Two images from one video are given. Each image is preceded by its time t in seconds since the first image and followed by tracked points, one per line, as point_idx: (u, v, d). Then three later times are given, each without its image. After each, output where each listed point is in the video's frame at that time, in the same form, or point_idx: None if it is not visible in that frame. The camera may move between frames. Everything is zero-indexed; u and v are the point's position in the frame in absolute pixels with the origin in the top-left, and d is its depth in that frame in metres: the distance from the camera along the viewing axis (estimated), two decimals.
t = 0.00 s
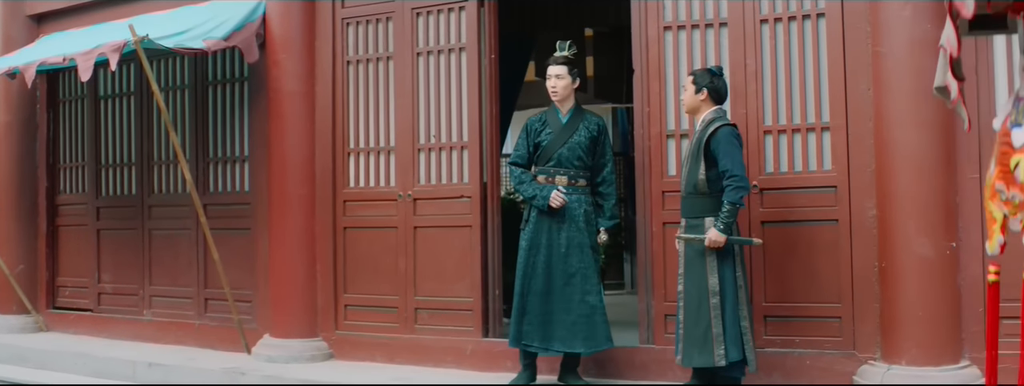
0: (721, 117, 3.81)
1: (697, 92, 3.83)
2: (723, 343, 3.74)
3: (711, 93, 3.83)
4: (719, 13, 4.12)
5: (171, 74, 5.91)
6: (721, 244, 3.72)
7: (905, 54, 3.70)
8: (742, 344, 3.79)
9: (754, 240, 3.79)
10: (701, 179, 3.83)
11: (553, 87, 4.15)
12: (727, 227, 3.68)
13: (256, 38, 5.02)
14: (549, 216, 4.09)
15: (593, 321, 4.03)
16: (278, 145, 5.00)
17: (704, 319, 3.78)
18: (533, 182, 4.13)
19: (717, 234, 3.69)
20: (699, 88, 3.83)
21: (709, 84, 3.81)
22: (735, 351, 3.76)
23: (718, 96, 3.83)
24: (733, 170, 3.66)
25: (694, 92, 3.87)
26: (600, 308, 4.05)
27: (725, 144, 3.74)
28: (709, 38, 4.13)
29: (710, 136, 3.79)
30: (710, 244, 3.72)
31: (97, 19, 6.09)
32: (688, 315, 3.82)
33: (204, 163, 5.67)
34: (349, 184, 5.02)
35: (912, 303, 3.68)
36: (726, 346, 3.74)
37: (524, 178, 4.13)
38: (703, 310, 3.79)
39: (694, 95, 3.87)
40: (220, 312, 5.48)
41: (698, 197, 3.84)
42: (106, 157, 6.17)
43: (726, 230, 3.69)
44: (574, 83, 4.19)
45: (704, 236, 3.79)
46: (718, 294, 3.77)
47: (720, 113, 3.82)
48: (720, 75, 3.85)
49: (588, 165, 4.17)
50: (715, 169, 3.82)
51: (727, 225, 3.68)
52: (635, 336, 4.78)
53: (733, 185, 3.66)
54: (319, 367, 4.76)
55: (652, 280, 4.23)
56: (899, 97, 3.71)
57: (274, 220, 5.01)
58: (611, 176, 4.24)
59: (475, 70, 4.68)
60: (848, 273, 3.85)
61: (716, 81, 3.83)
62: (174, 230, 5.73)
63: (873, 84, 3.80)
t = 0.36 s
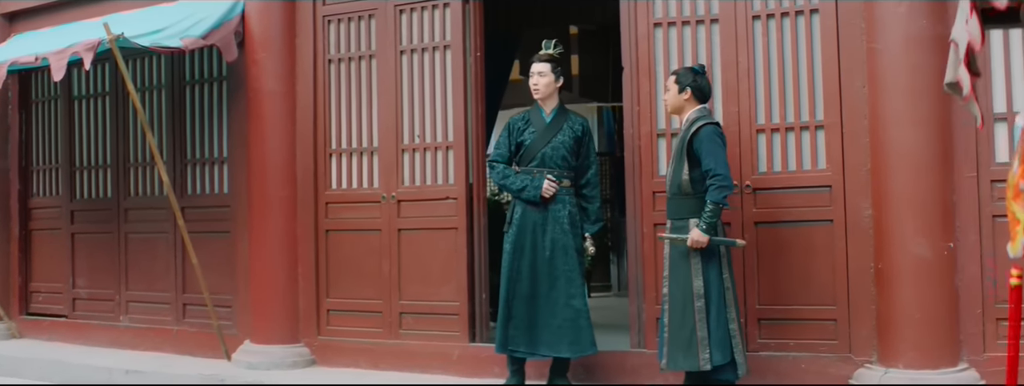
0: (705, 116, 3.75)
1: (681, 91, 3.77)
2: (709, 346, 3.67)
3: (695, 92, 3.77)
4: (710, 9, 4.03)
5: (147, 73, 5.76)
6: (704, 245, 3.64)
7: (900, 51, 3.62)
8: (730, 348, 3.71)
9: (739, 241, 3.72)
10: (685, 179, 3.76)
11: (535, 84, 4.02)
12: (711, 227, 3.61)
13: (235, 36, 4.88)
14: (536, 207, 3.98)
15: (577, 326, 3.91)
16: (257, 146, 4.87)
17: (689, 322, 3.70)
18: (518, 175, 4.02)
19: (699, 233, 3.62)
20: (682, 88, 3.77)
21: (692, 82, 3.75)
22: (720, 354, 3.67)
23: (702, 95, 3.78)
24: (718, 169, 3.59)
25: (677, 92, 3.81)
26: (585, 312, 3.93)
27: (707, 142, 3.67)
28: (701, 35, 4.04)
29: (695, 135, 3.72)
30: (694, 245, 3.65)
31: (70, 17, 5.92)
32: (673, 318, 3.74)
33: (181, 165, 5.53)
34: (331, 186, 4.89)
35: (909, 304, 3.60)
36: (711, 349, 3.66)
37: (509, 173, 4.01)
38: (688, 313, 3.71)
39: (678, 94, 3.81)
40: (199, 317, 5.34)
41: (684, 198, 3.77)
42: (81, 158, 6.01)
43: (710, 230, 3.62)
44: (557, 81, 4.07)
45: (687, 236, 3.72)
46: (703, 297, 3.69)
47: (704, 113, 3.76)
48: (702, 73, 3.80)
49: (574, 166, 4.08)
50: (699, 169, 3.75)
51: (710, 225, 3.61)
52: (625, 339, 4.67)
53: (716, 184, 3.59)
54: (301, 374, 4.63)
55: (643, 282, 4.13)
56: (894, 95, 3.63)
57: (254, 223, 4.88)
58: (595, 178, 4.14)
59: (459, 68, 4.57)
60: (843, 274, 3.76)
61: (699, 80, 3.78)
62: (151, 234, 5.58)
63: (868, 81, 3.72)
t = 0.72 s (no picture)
0: (701, 116, 3.65)
1: (674, 90, 3.67)
2: (707, 350, 3.56)
3: (688, 90, 3.68)
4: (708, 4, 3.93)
5: (127, 72, 5.61)
6: (700, 246, 3.53)
7: (903, 48, 3.54)
8: (728, 351, 3.61)
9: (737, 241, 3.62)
10: (681, 179, 3.65)
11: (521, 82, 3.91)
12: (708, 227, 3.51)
13: (219, 34, 4.73)
14: (523, 208, 3.86)
15: (570, 330, 3.81)
16: (242, 147, 4.74)
17: (686, 326, 3.60)
18: (504, 175, 3.88)
19: (695, 235, 3.50)
20: (678, 86, 3.67)
21: (686, 81, 3.65)
22: (719, 358, 3.57)
23: (696, 92, 3.68)
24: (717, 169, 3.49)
25: (671, 91, 3.70)
26: (576, 315, 3.84)
27: (704, 141, 3.57)
28: (698, 31, 3.94)
29: (690, 134, 3.62)
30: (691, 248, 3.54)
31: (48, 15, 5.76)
32: (670, 322, 3.64)
33: (164, 166, 5.39)
34: (318, 188, 4.77)
35: (913, 306, 3.52)
36: (709, 353, 3.56)
37: (494, 174, 3.87)
38: (685, 316, 3.61)
39: (672, 93, 3.70)
40: (182, 323, 5.20)
41: (680, 198, 3.66)
42: (59, 160, 5.85)
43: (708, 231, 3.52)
44: (542, 81, 3.97)
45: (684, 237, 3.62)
46: (701, 300, 3.59)
47: (699, 112, 3.67)
48: (696, 71, 3.70)
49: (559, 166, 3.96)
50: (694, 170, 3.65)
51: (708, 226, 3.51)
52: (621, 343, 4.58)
53: (712, 184, 3.49)
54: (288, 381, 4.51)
55: (639, 285, 4.04)
56: (897, 92, 3.55)
57: (238, 227, 4.75)
58: (580, 178, 4.05)
59: (450, 66, 4.45)
60: (845, 276, 3.67)
61: (693, 78, 3.68)
62: (132, 237, 5.43)
63: (869, 78, 3.64)
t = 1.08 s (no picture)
0: (700, 116, 3.54)
1: (673, 90, 3.56)
2: (710, 357, 3.47)
3: (688, 91, 3.57)
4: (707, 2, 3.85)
5: (111, 74, 5.48)
6: (704, 250, 3.44)
7: (908, 46, 3.46)
8: (732, 357, 3.51)
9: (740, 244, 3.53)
10: (681, 181, 3.54)
11: (516, 82, 3.79)
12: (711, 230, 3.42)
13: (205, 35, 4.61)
14: (516, 212, 3.75)
15: (568, 335, 3.73)
16: (230, 151, 4.62)
17: (689, 332, 3.51)
18: (495, 180, 3.77)
19: (700, 238, 3.42)
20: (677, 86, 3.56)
21: (685, 81, 3.54)
22: (724, 364, 3.48)
23: (695, 93, 3.58)
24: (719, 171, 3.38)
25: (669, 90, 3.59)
26: (573, 320, 3.75)
27: (706, 143, 3.45)
28: (698, 30, 3.86)
29: (689, 135, 3.51)
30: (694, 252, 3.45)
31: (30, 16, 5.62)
32: (671, 328, 3.54)
33: (149, 170, 5.27)
34: (308, 192, 4.66)
35: (921, 310, 3.43)
36: (713, 359, 3.47)
37: (485, 179, 3.76)
38: (688, 322, 3.52)
39: (671, 93, 3.58)
40: (168, 331, 5.08)
41: (680, 201, 3.55)
42: (41, 164, 5.71)
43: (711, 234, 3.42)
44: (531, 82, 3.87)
45: (685, 241, 3.51)
46: (704, 305, 3.50)
47: (698, 112, 3.56)
48: (695, 71, 3.59)
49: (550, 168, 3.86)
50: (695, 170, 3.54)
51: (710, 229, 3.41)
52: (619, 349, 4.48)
53: (715, 186, 3.39)
54: None
55: (639, 289, 3.94)
56: (903, 91, 3.47)
57: (225, 232, 4.63)
58: (571, 179, 3.95)
59: (443, 66, 4.35)
60: (849, 279, 3.59)
61: (692, 78, 3.58)
62: (116, 243, 5.30)
63: (874, 77, 3.56)
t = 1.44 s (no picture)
0: (695, 116, 3.44)
1: (667, 89, 3.46)
2: (706, 362, 3.38)
3: (682, 89, 3.47)
4: None
5: (89, 73, 5.34)
6: (699, 252, 3.35)
7: (907, 44, 3.39)
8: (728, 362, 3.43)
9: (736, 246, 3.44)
10: (675, 182, 3.44)
11: (504, 81, 3.70)
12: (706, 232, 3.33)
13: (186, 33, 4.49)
14: (507, 214, 3.66)
15: (561, 340, 3.64)
16: (212, 152, 4.50)
17: (684, 337, 3.41)
18: (485, 181, 3.67)
19: (695, 241, 3.32)
20: (669, 85, 3.46)
21: (679, 80, 3.44)
22: (719, 369, 3.39)
23: (689, 92, 3.48)
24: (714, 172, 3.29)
25: (662, 89, 3.49)
26: (566, 323, 3.66)
27: (700, 143, 3.36)
28: (692, 27, 3.77)
29: (683, 135, 3.41)
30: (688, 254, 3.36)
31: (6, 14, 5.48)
32: (666, 333, 3.45)
33: (128, 172, 5.14)
34: (292, 193, 4.55)
35: (921, 314, 3.36)
36: (708, 364, 3.38)
37: (474, 180, 3.65)
38: (682, 326, 3.42)
39: (664, 92, 3.48)
40: (149, 336, 4.95)
41: (674, 202, 3.46)
42: (18, 166, 5.57)
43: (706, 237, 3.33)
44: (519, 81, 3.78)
45: (680, 244, 3.42)
46: (699, 309, 3.40)
47: (692, 112, 3.46)
48: (689, 69, 3.49)
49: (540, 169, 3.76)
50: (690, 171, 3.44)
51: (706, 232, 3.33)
52: (611, 353, 4.40)
53: (710, 187, 3.30)
54: None
55: (632, 292, 3.86)
56: (902, 89, 3.39)
57: (207, 235, 4.51)
58: (560, 179, 3.85)
59: (431, 65, 4.25)
60: (848, 282, 3.52)
61: (686, 76, 3.47)
62: (95, 247, 5.17)
63: (872, 76, 3.48)
